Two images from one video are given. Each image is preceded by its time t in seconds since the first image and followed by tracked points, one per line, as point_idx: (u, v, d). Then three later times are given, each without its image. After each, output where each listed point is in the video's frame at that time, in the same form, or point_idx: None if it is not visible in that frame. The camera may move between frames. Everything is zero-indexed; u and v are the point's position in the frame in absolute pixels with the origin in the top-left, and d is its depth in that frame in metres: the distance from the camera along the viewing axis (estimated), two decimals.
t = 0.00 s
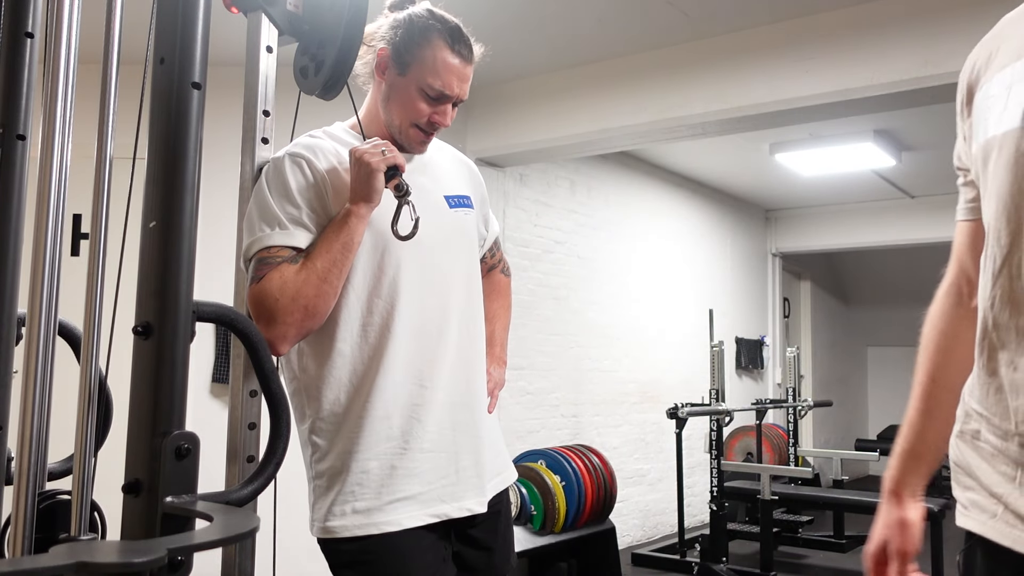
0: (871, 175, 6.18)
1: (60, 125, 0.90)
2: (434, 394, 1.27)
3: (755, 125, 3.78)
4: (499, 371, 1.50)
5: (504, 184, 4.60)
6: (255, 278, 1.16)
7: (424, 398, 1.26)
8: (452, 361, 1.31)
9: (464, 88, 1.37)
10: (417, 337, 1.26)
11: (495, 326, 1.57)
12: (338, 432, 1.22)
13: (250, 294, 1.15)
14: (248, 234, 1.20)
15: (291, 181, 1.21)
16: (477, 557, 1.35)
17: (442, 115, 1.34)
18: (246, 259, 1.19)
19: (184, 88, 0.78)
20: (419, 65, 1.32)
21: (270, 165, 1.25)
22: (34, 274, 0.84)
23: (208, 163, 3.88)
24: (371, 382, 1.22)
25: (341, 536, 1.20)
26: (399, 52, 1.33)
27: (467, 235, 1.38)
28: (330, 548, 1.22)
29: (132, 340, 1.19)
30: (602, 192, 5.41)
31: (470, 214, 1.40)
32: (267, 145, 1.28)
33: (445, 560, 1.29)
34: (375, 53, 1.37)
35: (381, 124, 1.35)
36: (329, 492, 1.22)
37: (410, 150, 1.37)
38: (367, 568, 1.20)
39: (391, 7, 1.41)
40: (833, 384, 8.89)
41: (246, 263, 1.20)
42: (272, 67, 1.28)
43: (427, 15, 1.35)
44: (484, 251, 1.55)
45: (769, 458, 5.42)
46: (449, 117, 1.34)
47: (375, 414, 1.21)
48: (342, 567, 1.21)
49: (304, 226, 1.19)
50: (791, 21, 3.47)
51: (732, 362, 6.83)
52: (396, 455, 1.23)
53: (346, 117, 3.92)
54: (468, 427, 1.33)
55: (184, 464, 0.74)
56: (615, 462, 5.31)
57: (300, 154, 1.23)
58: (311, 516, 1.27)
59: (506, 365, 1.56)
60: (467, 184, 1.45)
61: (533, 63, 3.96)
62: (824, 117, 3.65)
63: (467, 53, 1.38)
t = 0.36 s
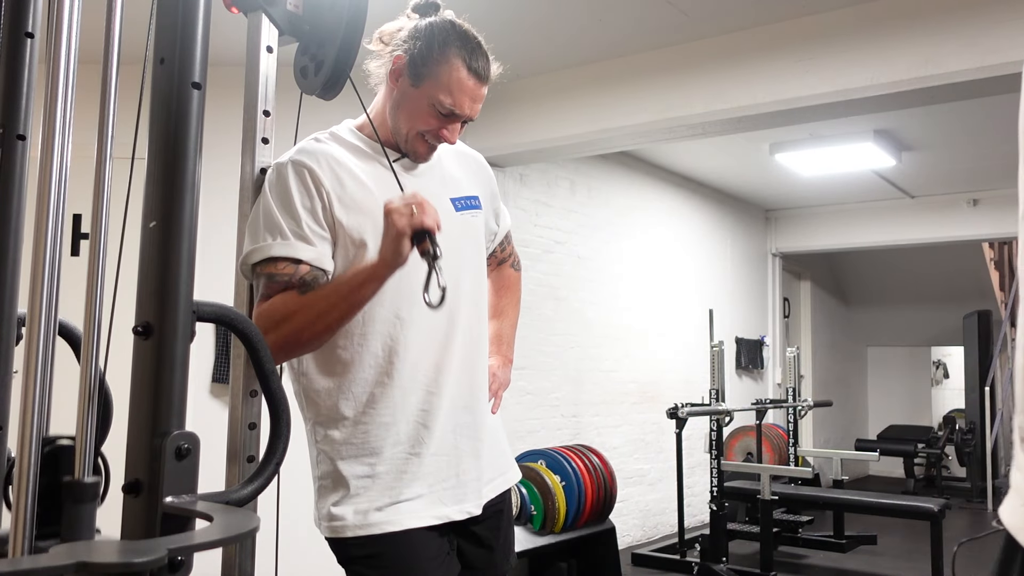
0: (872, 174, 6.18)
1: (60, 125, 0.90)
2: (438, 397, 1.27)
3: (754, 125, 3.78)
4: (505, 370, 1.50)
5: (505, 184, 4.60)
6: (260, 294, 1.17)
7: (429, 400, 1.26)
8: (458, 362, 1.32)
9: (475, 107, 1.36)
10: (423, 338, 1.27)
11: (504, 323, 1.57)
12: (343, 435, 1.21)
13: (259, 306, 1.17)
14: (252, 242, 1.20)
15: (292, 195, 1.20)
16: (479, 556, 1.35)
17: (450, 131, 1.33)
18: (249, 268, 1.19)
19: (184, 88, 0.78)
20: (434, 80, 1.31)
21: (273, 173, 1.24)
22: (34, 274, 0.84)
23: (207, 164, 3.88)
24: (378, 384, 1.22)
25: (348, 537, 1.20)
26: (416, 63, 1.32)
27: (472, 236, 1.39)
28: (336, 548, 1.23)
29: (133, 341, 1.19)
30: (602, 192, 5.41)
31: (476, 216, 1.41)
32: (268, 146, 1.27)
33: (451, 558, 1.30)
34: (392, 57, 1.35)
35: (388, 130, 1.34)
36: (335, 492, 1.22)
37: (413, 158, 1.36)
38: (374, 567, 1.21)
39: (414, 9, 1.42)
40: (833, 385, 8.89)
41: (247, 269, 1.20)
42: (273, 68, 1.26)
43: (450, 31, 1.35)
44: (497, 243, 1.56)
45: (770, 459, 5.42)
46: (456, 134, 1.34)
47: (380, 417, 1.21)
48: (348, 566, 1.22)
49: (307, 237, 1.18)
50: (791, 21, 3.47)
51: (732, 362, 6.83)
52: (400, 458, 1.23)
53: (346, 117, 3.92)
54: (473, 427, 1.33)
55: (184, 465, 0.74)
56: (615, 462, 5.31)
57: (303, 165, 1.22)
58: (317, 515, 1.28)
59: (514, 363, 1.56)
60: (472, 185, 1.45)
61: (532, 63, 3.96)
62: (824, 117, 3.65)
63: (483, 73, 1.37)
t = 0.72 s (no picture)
0: (871, 175, 6.18)
1: (60, 125, 0.90)
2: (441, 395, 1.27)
3: (754, 125, 3.78)
4: (508, 370, 1.50)
5: (504, 185, 4.60)
6: (263, 303, 1.17)
7: (432, 399, 1.26)
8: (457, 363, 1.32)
9: (472, 103, 1.36)
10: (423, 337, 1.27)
11: (504, 323, 1.57)
12: (347, 437, 1.21)
13: (264, 318, 1.15)
14: (252, 246, 1.21)
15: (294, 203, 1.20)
16: (483, 557, 1.35)
17: (445, 127, 1.33)
18: (249, 272, 1.19)
19: (184, 88, 0.78)
20: (429, 76, 1.31)
21: (273, 177, 1.25)
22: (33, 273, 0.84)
23: (208, 164, 3.88)
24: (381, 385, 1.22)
25: (352, 539, 1.20)
26: (411, 60, 1.32)
27: (471, 234, 1.39)
28: (339, 549, 1.23)
29: (133, 341, 1.19)
30: (602, 192, 5.41)
31: (475, 213, 1.41)
32: (268, 146, 1.27)
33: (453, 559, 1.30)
34: (387, 57, 1.35)
35: (384, 129, 1.35)
36: (340, 493, 1.21)
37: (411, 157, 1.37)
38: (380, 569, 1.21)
39: (409, 12, 1.41)
40: (833, 385, 8.89)
41: (247, 274, 1.20)
42: (273, 68, 1.26)
43: (443, 27, 1.34)
44: (491, 246, 1.55)
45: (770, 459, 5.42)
46: (452, 130, 1.34)
47: (384, 417, 1.22)
48: (352, 568, 1.22)
49: (306, 243, 1.18)
50: (791, 21, 3.47)
51: (732, 362, 6.83)
52: (402, 457, 1.23)
53: (347, 118, 3.93)
54: (477, 425, 1.33)
55: (184, 464, 0.74)
56: (615, 462, 5.31)
57: (303, 171, 1.23)
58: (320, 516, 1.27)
59: (516, 363, 1.56)
60: (472, 184, 1.45)
61: (532, 63, 3.96)
62: (824, 117, 3.65)
63: (478, 68, 1.37)
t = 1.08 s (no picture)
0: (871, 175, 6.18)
1: (60, 125, 0.90)
2: (440, 392, 1.28)
3: (754, 125, 3.78)
4: (506, 371, 1.51)
5: (504, 185, 4.60)
6: (268, 303, 1.17)
7: (431, 396, 1.27)
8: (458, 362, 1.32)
9: (469, 96, 1.36)
10: (421, 334, 1.27)
11: (502, 324, 1.57)
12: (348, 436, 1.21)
13: (271, 320, 1.15)
14: (251, 246, 1.21)
15: (295, 202, 1.20)
16: (482, 557, 1.35)
17: (444, 120, 1.33)
18: (250, 273, 1.20)
19: (183, 88, 0.78)
20: (426, 68, 1.31)
21: (273, 175, 1.25)
22: (34, 272, 0.84)
23: (208, 164, 3.88)
24: (381, 382, 1.23)
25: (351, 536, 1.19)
26: (408, 53, 1.33)
27: (471, 232, 1.39)
28: (339, 547, 1.22)
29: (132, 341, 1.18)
30: (602, 192, 5.41)
31: (474, 210, 1.40)
32: (268, 146, 1.27)
33: (453, 559, 1.30)
34: (385, 54, 1.36)
35: (385, 126, 1.35)
36: (339, 492, 1.21)
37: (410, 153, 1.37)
38: (381, 567, 1.21)
39: (406, 11, 1.42)
40: (833, 384, 8.89)
41: (248, 274, 1.20)
42: (272, 68, 1.27)
43: (438, 22, 1.35)
44: (489, 248, 1.55)
45: (769, 459, 5.43)
46: (450, 122, 1.34)
47: (384, 416, 1.22)
48: (352, 567, 1.22)
49: (307, 243, 1.18)
50: (791, 21, 3.47)
51: (732, 362, 6.83)
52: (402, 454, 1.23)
53: (347, 118, 3.93)
54: (477, 423, 1.34)
55: (184, 464, 0.74)
56: (615, 462, 5.31)
57: (303, 170, 1.22)
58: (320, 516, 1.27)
59: (513, 363, 1.56)
60: (471, 181, 1.45)
61: (533, 63, 3.95)
62: (824, 117, 3.65)
63: (476, 61, 1.37)
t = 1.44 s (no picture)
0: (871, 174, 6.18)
1: (60, 124, 0.90)
2: (441, 387, 1.28)
3: (755, 125, 3.78)
4: (504, 369, 1.51)
5: (504, 184, 4.60)
6: (270, 314, 1.17)
7: (433, 392, 1.27)
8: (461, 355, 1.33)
9: (464, 89, 1.37)
10: (421, 331, 1.27)
11: (499, 323, 1.57)
12: (351, 432, 1.21)
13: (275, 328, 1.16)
14: (251, 253, 1.19)
15: (293, 208, 1.18)
16: (482, 556, 1.34)
17: (440, 112, 1.34)
18: (252, 282, 1.19)
19: (184, 88, 0.78)
20: (420, 61, 1.32)
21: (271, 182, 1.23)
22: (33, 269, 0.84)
23: (207, 164, 3.88)
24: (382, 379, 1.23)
25: (354, 531, 1.19)
26: (403, 48, 1.34)
27: (470, 227, 1.40)
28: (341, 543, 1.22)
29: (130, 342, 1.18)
30: (602, 192, 5.41)
31: (470, 204, 1.41)
32: (267, 147, 1.24)
33: (455, 556, 1.29)
34: (378, 50, 1.37)
35: (379, 122, 1.35)
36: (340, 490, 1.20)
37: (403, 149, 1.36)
38: (383, 564, 1.20)
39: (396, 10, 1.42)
40: (833, 384, 8.89)
41: (249, 282, 1.20)
42: (273, 66, 1.25)
43: (432, 16, 1.36)
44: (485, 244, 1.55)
45: (769, 459, 5.43)
46: (446, 115, 1.34)
47: (385, 410, 1.22)
48: (352, 563, 1.21)
49: (306, 252, 1.19)
50: (791, 21, 3.47)
51: (732, 362, 6.83)
52: (403, 450, 1.23)
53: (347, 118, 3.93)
54: (478, 419, 1.34)
55: (184, 464, 0.74)
56: (615, 462, 5.31)
57: (302, 175, 1.22)
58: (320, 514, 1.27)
59: (510, 361, 1.56)
60: (466, 176, 1.45)
61: (532, 63, 3.95)
62: (824, 117, 3.65)
63: (470, 55, 1.38)
